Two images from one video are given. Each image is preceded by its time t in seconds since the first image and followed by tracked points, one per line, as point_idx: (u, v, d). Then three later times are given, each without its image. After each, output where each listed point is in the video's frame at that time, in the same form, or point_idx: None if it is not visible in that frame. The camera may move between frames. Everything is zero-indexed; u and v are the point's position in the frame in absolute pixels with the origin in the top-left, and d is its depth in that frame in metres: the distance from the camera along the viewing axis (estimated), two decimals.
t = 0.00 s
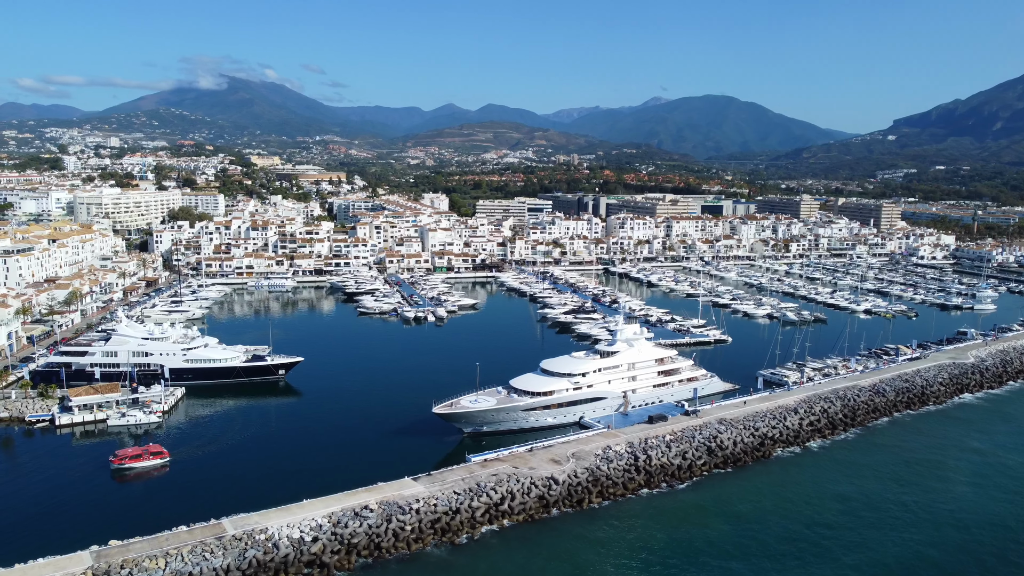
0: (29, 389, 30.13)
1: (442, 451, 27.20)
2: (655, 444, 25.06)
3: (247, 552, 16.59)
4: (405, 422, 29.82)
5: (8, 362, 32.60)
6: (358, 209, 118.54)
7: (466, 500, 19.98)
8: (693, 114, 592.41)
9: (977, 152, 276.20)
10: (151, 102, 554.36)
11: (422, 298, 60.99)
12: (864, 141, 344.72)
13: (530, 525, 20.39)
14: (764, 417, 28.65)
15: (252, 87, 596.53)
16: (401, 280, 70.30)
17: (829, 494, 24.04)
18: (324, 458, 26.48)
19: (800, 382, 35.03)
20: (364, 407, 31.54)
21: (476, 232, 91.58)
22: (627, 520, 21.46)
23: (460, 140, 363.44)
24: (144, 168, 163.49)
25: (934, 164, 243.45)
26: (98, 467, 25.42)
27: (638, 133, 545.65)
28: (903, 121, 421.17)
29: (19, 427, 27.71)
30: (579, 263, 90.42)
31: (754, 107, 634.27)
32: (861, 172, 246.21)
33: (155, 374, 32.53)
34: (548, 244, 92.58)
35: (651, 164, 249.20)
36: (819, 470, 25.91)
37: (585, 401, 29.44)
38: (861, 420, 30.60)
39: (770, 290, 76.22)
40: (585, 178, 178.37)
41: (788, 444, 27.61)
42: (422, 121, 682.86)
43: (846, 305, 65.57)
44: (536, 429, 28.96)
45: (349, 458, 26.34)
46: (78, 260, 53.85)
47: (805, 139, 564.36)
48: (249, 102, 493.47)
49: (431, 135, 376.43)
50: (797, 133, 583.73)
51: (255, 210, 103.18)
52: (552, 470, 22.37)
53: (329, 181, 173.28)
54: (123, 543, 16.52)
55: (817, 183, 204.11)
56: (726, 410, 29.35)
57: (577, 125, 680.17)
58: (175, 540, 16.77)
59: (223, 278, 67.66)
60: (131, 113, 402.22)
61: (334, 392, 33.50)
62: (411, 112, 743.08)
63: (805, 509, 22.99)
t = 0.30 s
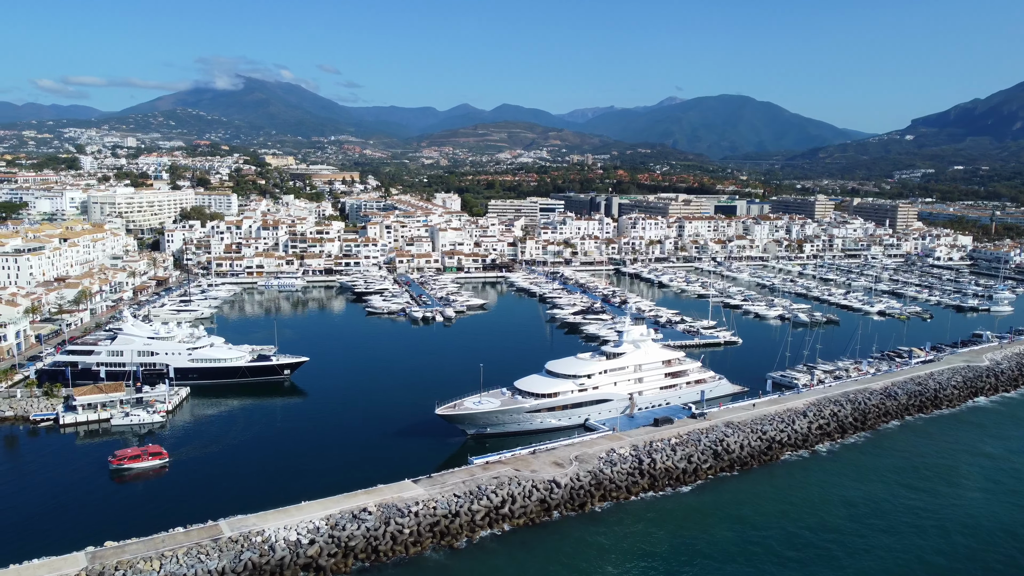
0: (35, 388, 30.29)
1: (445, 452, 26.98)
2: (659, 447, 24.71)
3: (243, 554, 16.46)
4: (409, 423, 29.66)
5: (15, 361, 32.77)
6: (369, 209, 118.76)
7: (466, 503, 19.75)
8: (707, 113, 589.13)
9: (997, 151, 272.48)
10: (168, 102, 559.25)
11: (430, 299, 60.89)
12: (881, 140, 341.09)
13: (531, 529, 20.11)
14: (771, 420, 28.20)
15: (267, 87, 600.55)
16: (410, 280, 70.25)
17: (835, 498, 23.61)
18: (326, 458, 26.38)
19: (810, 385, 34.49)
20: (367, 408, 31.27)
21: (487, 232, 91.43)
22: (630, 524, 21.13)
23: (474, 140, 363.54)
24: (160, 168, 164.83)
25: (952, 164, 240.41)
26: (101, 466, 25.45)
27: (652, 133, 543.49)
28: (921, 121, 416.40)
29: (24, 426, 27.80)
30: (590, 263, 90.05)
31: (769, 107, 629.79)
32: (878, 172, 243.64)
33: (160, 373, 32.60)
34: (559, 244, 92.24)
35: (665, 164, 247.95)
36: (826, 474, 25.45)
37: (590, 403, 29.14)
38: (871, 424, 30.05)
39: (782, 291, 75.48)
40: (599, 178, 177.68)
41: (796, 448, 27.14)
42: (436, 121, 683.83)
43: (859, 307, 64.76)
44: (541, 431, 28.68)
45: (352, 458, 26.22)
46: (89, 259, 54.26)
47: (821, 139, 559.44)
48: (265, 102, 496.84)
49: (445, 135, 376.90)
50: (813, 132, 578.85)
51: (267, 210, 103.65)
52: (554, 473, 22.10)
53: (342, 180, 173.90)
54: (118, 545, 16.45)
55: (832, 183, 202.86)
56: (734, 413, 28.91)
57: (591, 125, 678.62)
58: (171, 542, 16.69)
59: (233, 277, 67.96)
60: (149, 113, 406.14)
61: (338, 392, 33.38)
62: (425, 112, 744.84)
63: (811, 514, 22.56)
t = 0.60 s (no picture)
0: (41, 388, 30.41)
1: (448, 454, 26.75)
2: (665, 450, 24.36)
3: (239, 556, 16.36)
4: (413, 423, 29.52)
5: (23, 360, 32.94)
6: (382, 208, 118.93)
7: (466, 506, 19.52)
8: (723, 113, 585.53)
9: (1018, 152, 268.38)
10: (186, 102, 564.43)
11: (440, 299, 60.75)
12: (900, 140, 337.16)
13: (532, 533, 19.84)
14: (780, 424, 27.74)
15: (284, 88, 604.40)
16: (420, 280, 70.18)
17: (844, 503, 23.15)
18: (328, 457, 26.30)
19: (821, 388, 33.91)
20: (372, 408, 31.12)
21: (498, 232, 91.28)
22: (632, 529, 20.77)
23: (489, 140, 363.56)
24: (176, 168, 166.22)
25: (972, 164, 237.17)
26: (104, 465, 25.48)
27: (667, 133, 541.15)
28: (940, 121, 411.22)
29: (29, 425, 27.90)
30: (602, 264, 89.61)
31: (786, 107, 625.08)
32: (896, 172, 240.92)
33: (166, 373, 32.65)
34: (571, 244, 91.86)
35: (680, 164, 246.62)
36: (834, 478, 24.96)
37: (596, 404, 28.81)
38: (882, 428, 29.49)
39: (796, 292, 74.68)
40: (613, 178, 177.02)
41: (805, 452, 26.65)
42: (453, 122, 684.93)
43: (874, 308, 63.86)
44: (545, 433, 28.37)
45: (354, 459, 26.12)
46: (100, 258, 54.61)
47: (838, 139, 554.02)
48: (281, 103, 500.22)
49: (460, 135, 377.29)
50: (830, 132, 573.44)
51: (280, 209, 104.08)
52: (556, 476, 21.81)
53: (355, 180, 174.53)
54: (114, 546, 16.39)
55: (850, 183, 201.01)
56: (742, 416, 28.47)
57: (606, 125, 676.81)
58: (168, 543, 16.62)
59: (244, 277, 68.25)
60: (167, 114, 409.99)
61: (344, 393, 33.19)
62: (440, 112, 746.60)
63: (818, 518, 22.13)
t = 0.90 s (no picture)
0: (47, 386, 30.58)
1: (451, 456, 26.54)
2: (670, 454, 24.02)
3: (234, 558, 16.26)
4: (418, 424, 29.35)
5: (31, 359, 33.18)
6: (393, 208, 119.10)
7: (466, 509, 19.33)
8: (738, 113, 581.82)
9: None
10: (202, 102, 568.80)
11: (448, 299, 60.65)
12: (918, 140, 333.24)
13: (532, 537, 19.60)
14: (788, 427, 27.30)
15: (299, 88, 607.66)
16: (430, 280, 70.15)
17: (852, 508, 22.75)
18: (334, 457, 26.25)
19: (831, 391, 33.37)
20: (376, 410, 30.94)
21: (509, 232, 91.02)
22: (635, 534, 20.45)
23: (504, 140, 363.44)
24: (192, 168, 167.41)
25: (992, 164, 233.82)
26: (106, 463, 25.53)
27: (681, 132, 538.59)
28: (960, 121, 405.87)
29: (33, 424, 28.02)
30: (613, 264, 89.20)
31: (802, 107, 620.14)
32: (914, 172, 238.11)
33: (171, 373, 32.72)
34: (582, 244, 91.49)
35: (694, 164, 245.24)
36: (843, 482, 24.53)
37: (601, 407, 28.50)
38: (893, 432, 28.95)
39: (809, 292, 73.89)
40: (626, 178, 176.17)
41: (813, 456, 26.21)
42: (466, 122, 685.67)
43: (888, 310, 63.02)
44: (549, 436, 28.11)
45: (358, 459, 26.00)
46: (111, 257, 54.99)
47: (854, 138, 548.78)
48: (297, 103, 502.89)
49: (473, 135, 377.31)
50: (847, 132, 568.16)
51: (292, 209, 104.48)
52: (558, 479, 21.55)
53: (369, 180, 174.99)
54: (109, 548, 16.36)
55: (866, 183, 199.04)
56: (750, 419, 28.07)
57: (620, 125, 674.71)
58: (163, 545, 16.55)
59: (254, 276, 68.52)
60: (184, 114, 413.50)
61: (348, 394, 33.00)
62: (454, 112, 747.44)
63: (826, 523, 21.74)
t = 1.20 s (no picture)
0: (46, 385, 30.62)
1: (449, 457, 26.35)
2: (670, 456, 23.70)
3: (224, 561, 16.14)
4: (417, 425, 29.18)
5: (31, 358, 33.24)
6: (400, 208, 119.04)
7: (460, 512, 19.12)
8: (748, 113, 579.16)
9: None
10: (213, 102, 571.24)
11: (452, 299, 60.48)
12: (931, 140, 330.51)
13: (527, 541, 19.37)
14: (791, 430, 26.92)
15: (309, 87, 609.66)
16: (435, 280, 70.05)
17: (855, 512, 22.36)
18: (333, 457, 26.12)
19: (836, 393, 32.94)
20: (376, 411, 30.72)
21: (515, 232, 90.81)
22: (632, 538, 20.17)
23: (513, 140, 363.15)
24: (201, 168, 167.95)
25: (1006, 164, 231.50)
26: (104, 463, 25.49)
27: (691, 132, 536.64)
28: (973, 121, 402.31)
29: (32, 424, 28.05)
30: (619, 264, 88.79)
31: (813, 107, 616.78)
32: (926, 172, 236.18)
33: (171, 372, 32.72)
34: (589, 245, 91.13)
35: (704, 164, 244.28)
36: (846, 486, 24.14)
37: (602, 408, 28.21)
38: (898, 436, 28.50)
39: (817, 293, 73.29)
40: (635, 178, 175.54)
41: (816, 459, 25.84)
42: (476, 122, 685.94)
43: (896, 311, 62.40)
44: (548, 437, 27.86)
45: (357, 459, 25.85)
46: (116, 257, 55.15)
47: (866, 138, 545.20)
48: (307, 103, 504.60)
49: (483, 135, 377.20)
50: (858, 131, 564.36)
51: (300, 209, 104.61)
52: (555, 481, 21.30)
53: (377, 179, 175.13)
54: (99, 550, 16.27)
55: (878, 184, 197.77)
56: (752, 421, 27.69)
57: (629, 125, 672.98)
58: (153, 547, 16.46)
59: (259, 276, 68.63)
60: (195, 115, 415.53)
61: (348, 394, 32.81)
62: (464, 112, 747.78)
63: (828, 528, 21.39)
